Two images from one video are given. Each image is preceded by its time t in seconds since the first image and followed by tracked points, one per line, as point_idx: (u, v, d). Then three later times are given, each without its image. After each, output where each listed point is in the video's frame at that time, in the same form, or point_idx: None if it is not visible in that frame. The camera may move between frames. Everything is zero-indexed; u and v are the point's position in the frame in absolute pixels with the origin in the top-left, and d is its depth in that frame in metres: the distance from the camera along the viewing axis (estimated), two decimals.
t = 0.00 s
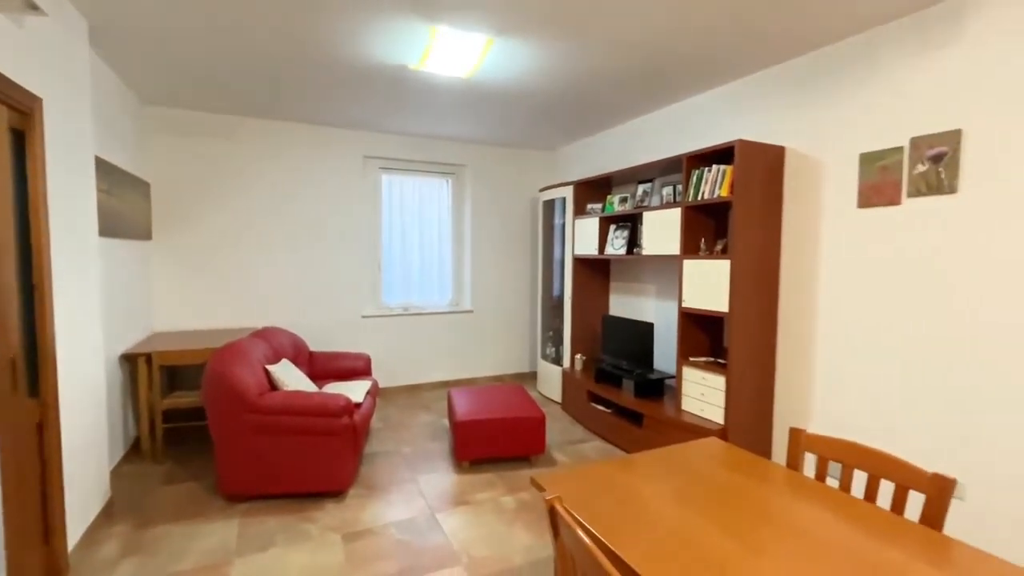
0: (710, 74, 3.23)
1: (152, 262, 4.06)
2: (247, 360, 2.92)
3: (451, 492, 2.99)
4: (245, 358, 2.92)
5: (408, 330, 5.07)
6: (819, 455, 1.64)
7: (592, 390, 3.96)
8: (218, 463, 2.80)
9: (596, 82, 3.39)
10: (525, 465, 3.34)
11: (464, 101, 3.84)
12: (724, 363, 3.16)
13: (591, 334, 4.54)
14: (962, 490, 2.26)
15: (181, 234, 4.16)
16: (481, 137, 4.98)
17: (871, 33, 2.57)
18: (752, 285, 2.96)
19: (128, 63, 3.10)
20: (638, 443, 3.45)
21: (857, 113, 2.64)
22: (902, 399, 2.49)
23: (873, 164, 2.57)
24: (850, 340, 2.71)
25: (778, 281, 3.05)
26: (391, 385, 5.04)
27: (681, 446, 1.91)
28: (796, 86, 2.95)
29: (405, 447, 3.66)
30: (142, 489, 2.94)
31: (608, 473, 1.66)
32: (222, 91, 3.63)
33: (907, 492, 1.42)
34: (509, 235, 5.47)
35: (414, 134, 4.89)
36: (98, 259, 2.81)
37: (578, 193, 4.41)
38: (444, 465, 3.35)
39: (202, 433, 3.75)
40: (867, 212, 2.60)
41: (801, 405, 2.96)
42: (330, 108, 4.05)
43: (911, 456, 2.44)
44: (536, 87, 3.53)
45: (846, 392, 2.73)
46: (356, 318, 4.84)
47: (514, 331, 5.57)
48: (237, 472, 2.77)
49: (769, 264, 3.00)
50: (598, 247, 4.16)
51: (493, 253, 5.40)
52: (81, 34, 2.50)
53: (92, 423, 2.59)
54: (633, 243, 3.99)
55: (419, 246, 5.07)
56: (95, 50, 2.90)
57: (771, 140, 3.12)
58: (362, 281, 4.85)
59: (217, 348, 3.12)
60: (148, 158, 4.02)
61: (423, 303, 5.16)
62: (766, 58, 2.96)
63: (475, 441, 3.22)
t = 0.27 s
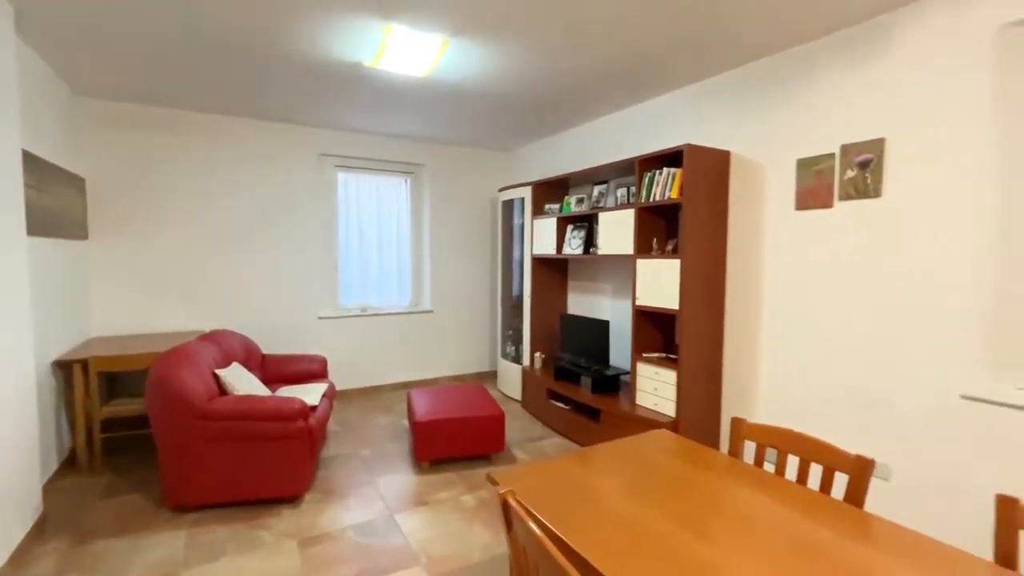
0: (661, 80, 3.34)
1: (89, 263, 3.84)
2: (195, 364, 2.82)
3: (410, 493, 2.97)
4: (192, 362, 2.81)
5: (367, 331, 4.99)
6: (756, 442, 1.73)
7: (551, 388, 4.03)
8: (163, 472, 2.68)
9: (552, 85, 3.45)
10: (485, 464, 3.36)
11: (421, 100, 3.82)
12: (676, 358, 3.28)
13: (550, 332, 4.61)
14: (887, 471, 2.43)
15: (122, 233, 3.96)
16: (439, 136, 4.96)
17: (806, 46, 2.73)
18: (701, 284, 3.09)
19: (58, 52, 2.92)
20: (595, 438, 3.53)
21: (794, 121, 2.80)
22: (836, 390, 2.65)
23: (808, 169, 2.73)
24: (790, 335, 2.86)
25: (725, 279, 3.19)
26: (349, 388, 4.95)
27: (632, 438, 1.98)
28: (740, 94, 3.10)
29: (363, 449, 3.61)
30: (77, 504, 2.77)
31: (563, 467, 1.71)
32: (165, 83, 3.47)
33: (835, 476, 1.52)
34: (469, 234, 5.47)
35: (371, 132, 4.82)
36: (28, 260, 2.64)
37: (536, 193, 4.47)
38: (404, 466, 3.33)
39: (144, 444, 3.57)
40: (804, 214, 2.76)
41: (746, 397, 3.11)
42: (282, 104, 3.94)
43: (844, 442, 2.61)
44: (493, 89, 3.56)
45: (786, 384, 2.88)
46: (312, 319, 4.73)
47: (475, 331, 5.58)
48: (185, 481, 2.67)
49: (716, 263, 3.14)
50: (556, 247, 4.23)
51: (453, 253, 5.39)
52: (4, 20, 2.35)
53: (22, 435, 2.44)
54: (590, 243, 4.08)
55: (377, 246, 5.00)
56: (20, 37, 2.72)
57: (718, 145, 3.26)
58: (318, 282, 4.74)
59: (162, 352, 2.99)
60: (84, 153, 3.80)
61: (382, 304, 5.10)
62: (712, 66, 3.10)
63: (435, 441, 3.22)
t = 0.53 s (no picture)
0: (602, 83, 3.44)
1: None
2: (118, 368, 2.65)
3: (353, 494, 2.93)
4: (114, 366, 2.64)
5: (310, 331, 4.85)
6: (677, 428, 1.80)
7: (498, 384, 4.07)
8: (81, 484, 2.51)
9: (496, 83, 3.48)
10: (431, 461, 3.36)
11: (363, 94, 3.75)
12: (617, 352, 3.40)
13: (498, 329, 4.65)
14: (804, 452, 2.61)
15: (33, 229, 3.66)
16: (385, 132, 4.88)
17: (732, 56, 2.90)
18: (639, 280, 3.21)
19: None
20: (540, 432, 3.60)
21: (723, 126, 2.96)
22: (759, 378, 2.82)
23: (736, 171, 2.89)
24: (719, 328, 3.02)
25: (662, 276, 3.33)
26: (292, 389, 4.80)
27: (568, 431, 2.03)
28: (675, 99, 3.24)
29: (306, 452, 3.52)
30: None
31: (499, 460, 1.73)
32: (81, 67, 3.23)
33: (748, 454, 1.60)
34: (417, 232, 5.42)
35: (313, 126, 4.68)
36: None
37: (483, 191, 4.50)
38: (347, 467, 3.28)
39: (60, 455, 3.32)
40: (732, 214, 2.93)
41: (681, 387, 3.26)
42: (215, 94, 3.76)
43: (767, 427, 2.79)
44: (438, 85, 3.54)
45: (717, 374, 3.04)
46: (251, 319, 4.55)
47: (424, 329, 5.54)
48: (107, 492, 2.51)
49: (653, 261, 3.28)
50: (503, 245, 4.27)
51: (400, 250, 5.33)
52: None
53: None
54: (535, 241, 4.15)
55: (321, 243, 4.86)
56: None
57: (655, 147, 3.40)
58: (257, 280, 4.56)
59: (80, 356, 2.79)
60: None
61: (326, 303, 4.97)
62: (648, 71, 3.22)
63: (379, 440, 3.19)
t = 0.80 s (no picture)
0: (535, 82, 3.51)
1: None
2: (14, 373, 2.44)
3: (283, 495, 2.85)
4: (10, 370, 2.43)
5: (240, 330, 4.65)
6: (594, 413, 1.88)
7: (437, 379, 4.08)
8: None
9: (431, 78, 3.47)
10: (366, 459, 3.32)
11: (292, 84, 3.63)
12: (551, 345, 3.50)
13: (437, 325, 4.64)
14: (719, 434, 2.80)
15: None
16: (319, 123, 4.74)
17: (656, 61, 3.04)
18: (571, 275, 3.32)
19: None
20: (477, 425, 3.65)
21: (646, 127, 3.11)
22: (681, 366, 2.99)
23: (659, 171, 3.04)
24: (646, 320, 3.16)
25: (594, 271, 3.46)
26: (221, 391, 4.59)
27: (494, 420, 2.07)
28: (603, 99, 3.36)
29: (233, 455, 3.39)
30: None
31: (423, 453, 1.74)
32: None
33: (656, 435, 1.71)
34: (354, 227, 5.31)
35: (241, 115, 4.47)
36: None
37: (421, 186, 4.47)
38: (278, 469, 3.19)
39: None
40: (656, 211, 3.08)
41: (611, 378, 3.40)
42: (128, 78, 3.51)
43: (688, 412, 2.96)
44: (371, 78, 3.49)
45: (643, 363, 3.19)
46: (174, 318, 4.31)
47: (363, 326, 5.44)
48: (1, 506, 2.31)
49: (584, 256, 3.39)
50: (441, 240, 4.27)
51: (337, 246, 5.20)
52: None
53: None
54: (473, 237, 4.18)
55: (251, 238, 4.67)
56: None
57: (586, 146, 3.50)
58: (180, 277, 4.32)
59: None
60: None
61: (257, 300, 4.77)
62: (579, 72, 3.31)
63: (312, 439, 3.12)
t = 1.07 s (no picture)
0: (469, 80, 3.53)
1: None
2: None
3: (205, 502, 2.73)
4: None
5: (160, 330, 4.39)
6: (517, 405, 1.94)
7: (373, 378, 4.02)
8: None
9: (363, 71, 3.41)
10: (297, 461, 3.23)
11: (214, 71, 3.45)
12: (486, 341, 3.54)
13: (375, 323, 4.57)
14: (644, 422, 2.94)
15: None
16: (246, 114, 4.53)
17: (585, 64, 3.13)
18: (505, 271, 3.37)
19: None
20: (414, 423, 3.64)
21: (576, 128, 3.20)
22: (609, 358, 3.11)
23: (588, 170, 3.14)
24: (577, 314, 3.26)
25: (528, 267, 3.52)
26: (139, 396, 4.31)
27: (421, 413, 2.08)
28: (536, 99, 3.42)
29: (151, 463, 3.20)
30: None
31: (341, 448, 1.71)
32: None
33: (573, 423, 1.78)
34: (287, 222, 5.12)
35: (158, 102, 4.20)
36: None
37: (356, 182, 4.38)
38: (201, 475, 3.05)
39: None
40: (585, 210, 3.18)
41: (545, 371, 3.48)
42: (23, 58, 3.22)
43: (616, 402, 3.09)
44: (299, 69, 3.38)
45: (575, 356, 3.29)
46: (84, 319, 4.00)
47: (298, 325, 5.27)
48: None
49: (519, 252, 3.45)
50: (377, 236, 4.21)
51: (268, 242, 5.00)
52: None
53: None
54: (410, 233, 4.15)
55: (172, 233, 4.40)
56: None
57: (520, 144, 3.55)
58: (90, 275, 4.01)
59: None
60: None
61: (180, 299, 4.52)
62: (511, 71, 3.36)
63: (237, 443, 3.00)
